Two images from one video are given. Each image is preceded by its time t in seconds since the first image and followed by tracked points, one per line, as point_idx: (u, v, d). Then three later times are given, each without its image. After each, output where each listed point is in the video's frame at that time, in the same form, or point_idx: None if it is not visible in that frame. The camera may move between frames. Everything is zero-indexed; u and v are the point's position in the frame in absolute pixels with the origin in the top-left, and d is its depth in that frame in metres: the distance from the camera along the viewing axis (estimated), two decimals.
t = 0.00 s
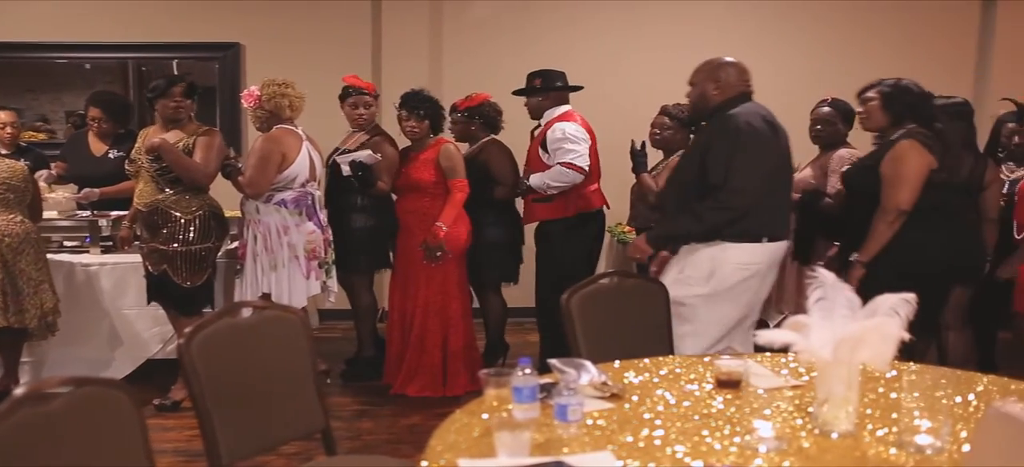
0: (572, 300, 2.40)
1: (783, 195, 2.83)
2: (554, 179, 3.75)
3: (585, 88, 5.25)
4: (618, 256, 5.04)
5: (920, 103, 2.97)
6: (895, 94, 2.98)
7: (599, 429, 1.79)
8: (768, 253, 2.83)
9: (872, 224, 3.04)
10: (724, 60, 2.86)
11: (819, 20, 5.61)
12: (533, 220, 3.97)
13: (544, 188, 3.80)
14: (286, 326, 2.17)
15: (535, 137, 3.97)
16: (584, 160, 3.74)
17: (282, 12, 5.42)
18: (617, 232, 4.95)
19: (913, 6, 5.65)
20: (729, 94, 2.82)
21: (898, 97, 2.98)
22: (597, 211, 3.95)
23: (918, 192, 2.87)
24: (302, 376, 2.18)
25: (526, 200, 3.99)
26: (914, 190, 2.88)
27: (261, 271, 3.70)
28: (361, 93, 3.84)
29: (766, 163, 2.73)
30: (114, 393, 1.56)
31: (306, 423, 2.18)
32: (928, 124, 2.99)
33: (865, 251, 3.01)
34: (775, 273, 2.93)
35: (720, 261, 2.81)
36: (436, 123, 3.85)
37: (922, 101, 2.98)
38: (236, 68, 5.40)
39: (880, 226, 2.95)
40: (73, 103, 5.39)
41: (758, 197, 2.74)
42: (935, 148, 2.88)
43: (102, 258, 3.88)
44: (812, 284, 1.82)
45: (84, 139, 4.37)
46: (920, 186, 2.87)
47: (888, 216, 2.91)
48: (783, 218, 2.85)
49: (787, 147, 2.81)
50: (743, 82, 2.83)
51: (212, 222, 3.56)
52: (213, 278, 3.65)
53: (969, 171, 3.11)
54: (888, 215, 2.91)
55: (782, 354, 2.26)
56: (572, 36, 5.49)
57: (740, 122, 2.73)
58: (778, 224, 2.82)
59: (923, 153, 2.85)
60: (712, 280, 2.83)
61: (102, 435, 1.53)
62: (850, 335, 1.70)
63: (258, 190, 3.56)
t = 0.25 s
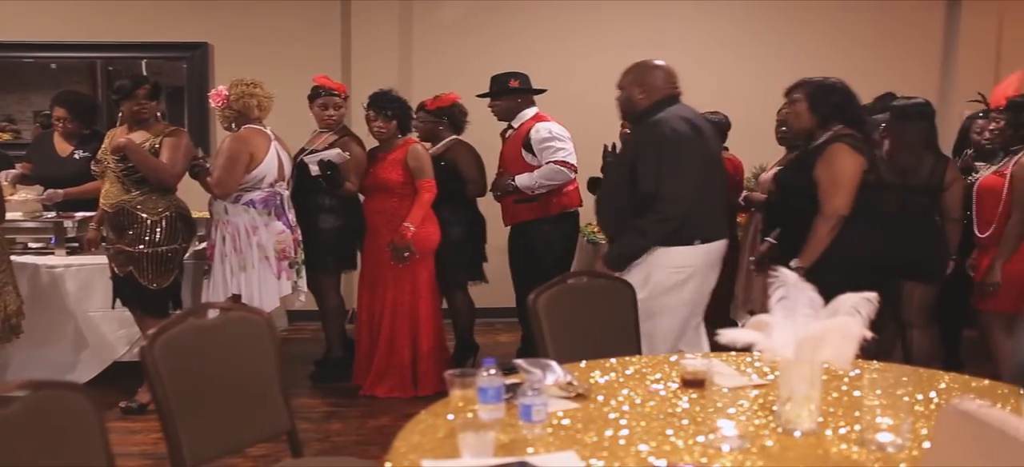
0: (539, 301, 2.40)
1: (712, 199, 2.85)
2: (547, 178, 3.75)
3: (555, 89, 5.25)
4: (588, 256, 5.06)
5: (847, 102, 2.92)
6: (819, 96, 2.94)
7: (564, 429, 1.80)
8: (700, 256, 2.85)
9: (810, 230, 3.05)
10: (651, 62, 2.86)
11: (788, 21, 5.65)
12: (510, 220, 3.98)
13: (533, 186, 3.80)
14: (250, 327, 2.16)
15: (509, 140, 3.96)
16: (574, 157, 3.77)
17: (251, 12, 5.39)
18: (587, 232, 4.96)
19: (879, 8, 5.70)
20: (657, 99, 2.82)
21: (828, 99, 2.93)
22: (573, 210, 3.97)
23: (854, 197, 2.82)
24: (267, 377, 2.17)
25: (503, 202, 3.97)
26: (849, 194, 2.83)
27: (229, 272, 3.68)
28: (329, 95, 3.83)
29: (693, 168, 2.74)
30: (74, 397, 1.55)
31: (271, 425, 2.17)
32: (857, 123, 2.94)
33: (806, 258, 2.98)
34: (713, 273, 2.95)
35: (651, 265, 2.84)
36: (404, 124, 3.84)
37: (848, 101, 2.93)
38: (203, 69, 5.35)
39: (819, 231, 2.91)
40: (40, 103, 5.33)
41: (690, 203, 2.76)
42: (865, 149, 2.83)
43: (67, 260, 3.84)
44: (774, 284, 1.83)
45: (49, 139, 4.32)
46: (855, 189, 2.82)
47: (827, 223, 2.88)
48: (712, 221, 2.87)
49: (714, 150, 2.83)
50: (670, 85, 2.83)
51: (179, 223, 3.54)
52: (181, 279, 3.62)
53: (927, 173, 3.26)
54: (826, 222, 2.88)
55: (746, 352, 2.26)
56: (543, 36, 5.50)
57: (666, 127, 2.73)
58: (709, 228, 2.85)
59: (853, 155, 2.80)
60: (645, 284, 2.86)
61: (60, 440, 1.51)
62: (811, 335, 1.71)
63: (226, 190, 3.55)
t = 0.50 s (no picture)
0: (503, 302, 2.40)
1: (623, 203, 2.81)
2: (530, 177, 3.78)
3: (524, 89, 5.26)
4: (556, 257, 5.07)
5: (766, 103, 2.92)
6: (740, 98, 2.95)
7: (527, 429, 1.80)
8: (609, 256, 2.82)
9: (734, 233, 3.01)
10: (575, 62, 2.90)
11: (756, 21, 5.69)
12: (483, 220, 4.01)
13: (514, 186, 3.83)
14: (213, 329, 2.14)
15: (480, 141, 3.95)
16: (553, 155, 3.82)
17: (217, 12, 5.35)
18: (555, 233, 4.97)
19: (844, 11, 5.76)
20: (571, 98, 2.86)
21: (750, 101, 2.93)
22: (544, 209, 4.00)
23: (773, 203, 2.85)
24: (230, 379, 2.16)
25: (478, 202, 3.97)
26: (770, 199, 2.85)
27: (196, 272, 3.64)
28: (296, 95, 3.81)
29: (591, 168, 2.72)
30: (32, 400, 1.53)
31: (234, 427, 2.16)
32: (777, 124, 2.94)
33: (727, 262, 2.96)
34: (632, 275, 2.91)
35: (559, 264, 2.83)
36: (369, 125, 3.82)
37: (768, 102, 2.93)
38: (170, 69, 5.31)
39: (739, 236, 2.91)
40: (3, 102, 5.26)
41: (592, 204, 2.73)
42: (785, 152, 2.84)
43: (30, 262, 3.78)
44: (734, 283, 1.84)
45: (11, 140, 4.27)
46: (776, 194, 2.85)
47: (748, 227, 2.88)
48: (626, 224, 2.84)
49: (625, 154, 2.80)
50: (586, 84, 2.86)
51: (144, 225, 3.51)
52: (145, 281, 3.59)
53: (886, 173, 3.28)
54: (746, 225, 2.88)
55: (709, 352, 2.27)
56: (511, 36, 5.51)
57: (569, 129, 2.74)
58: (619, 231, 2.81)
59: (772, 158, 2.81)
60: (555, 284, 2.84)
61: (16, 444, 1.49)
62: (771, 335, 1.72)
63: (194, 191, 3.53)
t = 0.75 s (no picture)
0: (466, 302, 2.40)
1: (536, 203, 2.81)
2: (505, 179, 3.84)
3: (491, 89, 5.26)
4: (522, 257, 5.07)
5: (688, 106, 2.87)
6: (663, 100, 2.91)
7: (487, 430, 1.79)
8: (529, 256, 2.84)
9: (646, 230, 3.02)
10: (505, 62, 2.89)
11: (722, 22, 5.73)
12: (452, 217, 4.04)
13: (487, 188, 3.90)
14: (173, 332, 2.12)
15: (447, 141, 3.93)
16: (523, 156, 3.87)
17: (181, 11, 5.31)
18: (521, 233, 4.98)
19: (809, 12, 5.80)
20: (495, 97, 2.86)
21: (674, 103, 2.89)
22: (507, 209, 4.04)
23: (687, 205, 2.85)
24: (190, 383, 2.14)
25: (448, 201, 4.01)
26: (684, 201, 2.85)
27: (161, 273, 3.61)
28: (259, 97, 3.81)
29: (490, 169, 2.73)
30: None
31: (193, 431, 2.15)
32: (701, 127, 2.88)
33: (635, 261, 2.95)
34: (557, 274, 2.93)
35: (479, 264, 2.86)
36: (333, 125, 3.77)
37: (691, 104, 2.88)
38: (133, 69, 5.28)
39: (649, 236, 2.91)
40: None
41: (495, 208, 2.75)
42: (706, 156, 2.83)
43: None
44: (695, 284, 1.85)
45: None
46: (691, 196, 2.84)
47: (659, 227, 2.87)
48: (542, 223, 2.84)
49: (535, 155, 2.79)
50: (510, 84, 2.85)
51: (104, 227, 3.48)
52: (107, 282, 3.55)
53: (846, 174, 3.29)
54: (658, 226, 2.87)
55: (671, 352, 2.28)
56: (478, 36, 5.51)
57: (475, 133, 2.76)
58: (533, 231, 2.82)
59: (690, 161, 2.80)
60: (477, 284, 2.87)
61: None
62: (728, 335, 1.73)
63: (161, 190, 3.49)
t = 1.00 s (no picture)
0: (428, 303, 2.39)
1: (460, 204, 2.75)
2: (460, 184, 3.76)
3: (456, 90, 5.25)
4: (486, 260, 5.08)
5: (615, 111, 2.95)
6: (591, 105, 2.96)
7: (446, 431, 1.79)
8: (468, 256, 2.78)
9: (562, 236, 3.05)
10: (447, 62, 2.83)
11: (684, 22, 5.75)
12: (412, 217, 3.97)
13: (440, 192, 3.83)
14: (129, 335, 2.10)
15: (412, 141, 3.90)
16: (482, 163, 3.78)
17: (140, 13, 5.27)
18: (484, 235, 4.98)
19: (771, 15, 5.85)
20: (428, 98, 2.81)
21: (602, 109, 2.95)
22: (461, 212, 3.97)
23: (610, 208, 2.90)
24: (147, 386, 2.13)
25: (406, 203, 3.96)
26: (607, 205, 2.90)
27: (123, 273, 3.57)
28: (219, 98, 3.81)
29: (413, 170, 2.69)
30: None
31: (150, 435, 2.13)
32: (626, 134, 2.98)
33: (552, 261, 2.98)
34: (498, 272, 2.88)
35: (419, 265, 2.80)
36: (294, 126, 3.75)
37: (619, 111, 2.96)
38: (93, 69, 5.17)
39: (567, 239, 2.94)
40: None
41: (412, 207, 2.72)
42: (630, 162, 2.90)
43: None
44: (650, 285, 1.86)
45: None
46: (614, 200, 2.90)
47: (577, 231, 2.92)
48: (470, 224, 2.78)
49: (459, 155, 2.73)
50: (444, 84, 2.80)
51: (63, 229, 3.44)
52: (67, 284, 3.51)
53: (806, 174, 3.33)
54: (577, 228, 2.91)
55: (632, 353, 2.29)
56: (442, 36, 5.50)
57: (398, 132, 2.73)
58: (456, 232, 2.76)
59: (615, 167, 2.87)
60: (419, 284, 2.82)
61: None
62: (684, 336, 1.74)
63: (122, 191, 3.46)
